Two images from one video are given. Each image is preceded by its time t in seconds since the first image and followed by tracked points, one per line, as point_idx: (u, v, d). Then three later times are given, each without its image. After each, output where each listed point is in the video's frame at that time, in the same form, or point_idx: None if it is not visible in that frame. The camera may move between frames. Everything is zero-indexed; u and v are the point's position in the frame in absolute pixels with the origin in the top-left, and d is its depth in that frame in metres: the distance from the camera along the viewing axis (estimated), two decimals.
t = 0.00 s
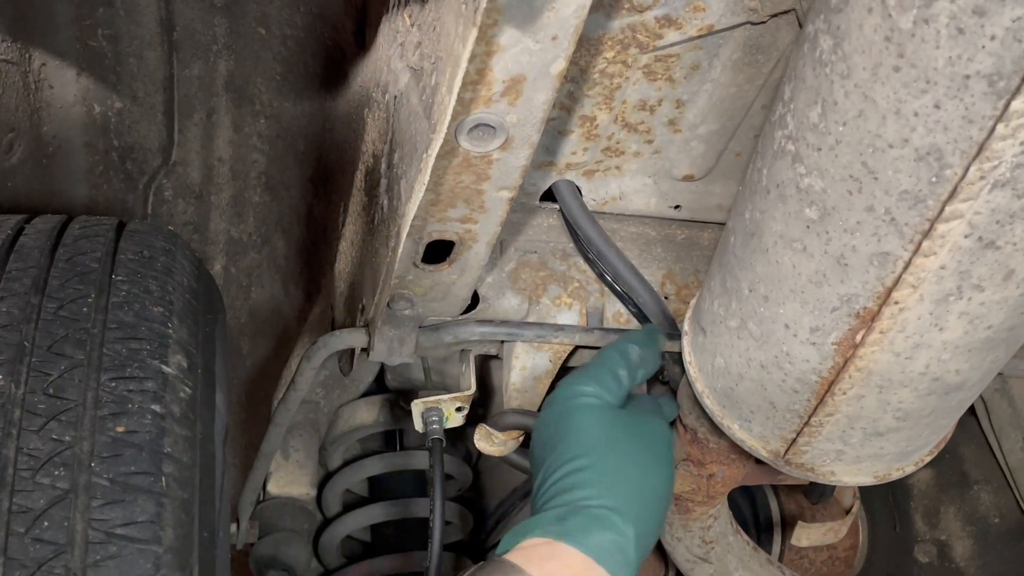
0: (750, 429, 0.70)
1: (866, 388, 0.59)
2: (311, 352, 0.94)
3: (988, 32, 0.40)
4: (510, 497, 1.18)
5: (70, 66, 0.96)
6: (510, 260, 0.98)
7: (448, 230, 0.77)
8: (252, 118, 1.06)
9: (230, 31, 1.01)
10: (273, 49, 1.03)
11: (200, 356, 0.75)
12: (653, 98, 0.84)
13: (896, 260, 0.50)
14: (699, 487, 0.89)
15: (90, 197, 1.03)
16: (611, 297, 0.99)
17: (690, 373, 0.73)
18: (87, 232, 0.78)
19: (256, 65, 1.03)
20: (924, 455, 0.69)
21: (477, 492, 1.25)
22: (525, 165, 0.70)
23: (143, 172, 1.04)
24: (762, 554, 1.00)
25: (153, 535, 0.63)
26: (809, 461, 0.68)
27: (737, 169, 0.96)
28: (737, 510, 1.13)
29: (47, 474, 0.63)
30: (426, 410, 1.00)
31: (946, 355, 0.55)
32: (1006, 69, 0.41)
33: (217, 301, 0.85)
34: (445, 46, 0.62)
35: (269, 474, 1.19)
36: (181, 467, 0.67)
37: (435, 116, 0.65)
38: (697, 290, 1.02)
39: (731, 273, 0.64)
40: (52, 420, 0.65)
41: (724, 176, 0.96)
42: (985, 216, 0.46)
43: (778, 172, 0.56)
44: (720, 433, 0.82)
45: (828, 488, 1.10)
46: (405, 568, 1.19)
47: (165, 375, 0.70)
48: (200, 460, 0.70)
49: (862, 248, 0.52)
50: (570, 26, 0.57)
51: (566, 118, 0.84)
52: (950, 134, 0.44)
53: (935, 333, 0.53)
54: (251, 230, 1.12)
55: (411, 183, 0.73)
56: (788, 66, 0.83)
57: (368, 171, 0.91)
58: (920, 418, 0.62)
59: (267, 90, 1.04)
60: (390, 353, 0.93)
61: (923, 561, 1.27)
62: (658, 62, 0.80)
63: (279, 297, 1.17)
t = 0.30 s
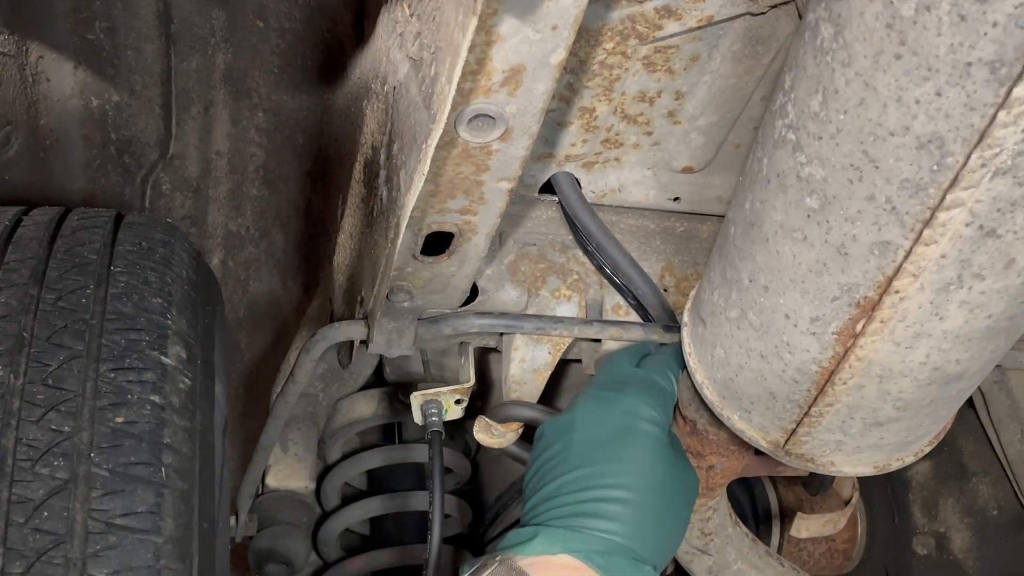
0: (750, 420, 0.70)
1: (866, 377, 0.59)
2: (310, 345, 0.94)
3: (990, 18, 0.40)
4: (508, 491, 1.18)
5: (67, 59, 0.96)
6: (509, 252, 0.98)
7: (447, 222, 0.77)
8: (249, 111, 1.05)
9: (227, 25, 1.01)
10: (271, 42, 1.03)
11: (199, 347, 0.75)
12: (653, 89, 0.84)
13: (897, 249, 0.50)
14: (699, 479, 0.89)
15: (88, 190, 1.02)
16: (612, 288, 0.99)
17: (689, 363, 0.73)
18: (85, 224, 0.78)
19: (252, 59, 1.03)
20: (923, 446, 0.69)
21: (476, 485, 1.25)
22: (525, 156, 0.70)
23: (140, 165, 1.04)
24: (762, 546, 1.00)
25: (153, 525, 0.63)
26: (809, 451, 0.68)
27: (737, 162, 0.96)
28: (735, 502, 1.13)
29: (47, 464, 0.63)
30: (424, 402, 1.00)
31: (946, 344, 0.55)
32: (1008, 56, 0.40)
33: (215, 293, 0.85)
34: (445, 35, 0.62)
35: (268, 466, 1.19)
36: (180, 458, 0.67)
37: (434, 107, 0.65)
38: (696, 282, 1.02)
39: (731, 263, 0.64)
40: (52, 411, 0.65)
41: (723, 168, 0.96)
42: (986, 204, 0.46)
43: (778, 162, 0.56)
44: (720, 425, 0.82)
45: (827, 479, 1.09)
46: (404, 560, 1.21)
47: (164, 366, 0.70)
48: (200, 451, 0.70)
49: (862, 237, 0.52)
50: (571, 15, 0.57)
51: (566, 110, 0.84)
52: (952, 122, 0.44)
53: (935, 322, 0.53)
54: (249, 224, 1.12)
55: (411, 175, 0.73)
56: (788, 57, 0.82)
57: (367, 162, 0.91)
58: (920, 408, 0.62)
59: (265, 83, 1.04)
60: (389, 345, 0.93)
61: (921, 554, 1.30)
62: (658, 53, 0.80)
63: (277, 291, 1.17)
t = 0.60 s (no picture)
0: (753, 413, 0.70)
1: (870, 370, 0.59)
2: (311, 339, 0.94)
3: (998, 9, 0.40)
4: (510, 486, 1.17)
5: (66, 53, 0.95)
6: (511, 246, 0.98)
7: (449, 215, 0.77)
8: (249, 105, 1.06)
9: (226, 19, 1.01)
10: (270, 36, 1.02)
11: (201, 340, 0.75)
12: (654, 82, 0.84)
13: (902, 241, 0.50)
14: (700, 473, 0.88)
15: (87, 185, 1.02)
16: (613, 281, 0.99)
17: (692, 356, 0.73)
18: (86, 217, 0.77)
19: (252, 53, 1.03)
20: (927, 438, 0.69)
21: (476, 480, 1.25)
22: (527, 149, 0.70)
23: (139, 160, 1.03)
24: (762, 539, 1.00)
25: (156, 519, 0.63)
26: (812, 444, 0.68)
27: (739, 155, 0.96)
28: (739, 500, 1.15)
29: (50, 458, 0.63)
30: (426, 396, 1.00)
31: (950, 336, 0.55)
32: (1016, 47, 0.40)
33: (216, 286, 0.84)
34: (447, 27, 0.61)
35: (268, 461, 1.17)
36: (183, 451, 0.67)
37: (437, 99, 0.65)
38: (697, 276, 1.02)
39: (735, 256, 0.64)
40: (54, 404, 0.65)
41: (725, 162, 0.95)
42: (992, 195, 0.46)
43: (782, 154, 0.56)
44: (722, 419, 0.82)
45: (829, 473, 1.10)
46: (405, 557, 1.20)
47: (166, 359, 0.70)
48: (203, 444, 0.70)
49: (867, 230, 0.52)
50: (574, 7, 0.57)
51: (567, 103, 0.84)
52: (958, 113, 0.44)
53: (940, 315, 0.53)
54: (248, 218, 1.12)
55: (413, 168, 0.73)
56: (790, 49, 0.82)
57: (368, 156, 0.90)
58: (923, 400, 0.62)
59: (264, 78, 1.04)
60: (390, 339, 0.93)
61: (920, 547, 1.30)
62: (660, 46, 0.80)
63: (276, 286, 1.18)
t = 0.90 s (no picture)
0: (757, 403, 0.69)
1: (875, 358, 0.59)
2: (314, 330, 0.93)
3: None
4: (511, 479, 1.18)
5: (65, 45, 0.94)
6: (513, 237, 0.98)
7: (452, 205, 0.77)
8: (249, 98, 1.05)
9: (227, 11, 0.99)
10: (271, 29, 1.01)
11: (205, 330, 0.75)
12: (657, 73, 0.83)
13: (908, 229, 0.50)
14: (703, 463, 0.88)
15: (86, 179, 1.01)
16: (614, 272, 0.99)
17: (696, 346, 0.73)
18: (88, 208, 0.77)
19: (253, 45, 1.02)
20: (930, 428, 0.69)
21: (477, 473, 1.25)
22: (531, 138, 0.70)
23: (139, 153, 1.03)
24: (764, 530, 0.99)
25: (161, 508, 0.63)
26: (816, 434, 0.68)
27: (741, 146, 0.96)
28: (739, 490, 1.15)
29: (54, 447, 0.63)
30: (429, 388, 0.99)
31: (956, 324, 0.55)
32: None
33: (219, 277, 0.84)
34: (451, 15, 0.61)
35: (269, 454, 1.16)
36: (187, 441, 0.67)
37: (440, 88, 0.65)
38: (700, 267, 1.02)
39: (739, 245, 0.64)
40: (58, 393, 0.65)
41: (727, 153, 0.95)
42: (999, 181, 0.45)
43: (787, 142, 0.56)
44: (725, 408, 0.82)
45: (832, 464, 1.10)
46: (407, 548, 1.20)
47: (170, 349, 0.70)
48: (207, 434, 0.70)
49: (873, 217, 0.52)
50: None
51: (571, 93, 0.83)
52: (965, 99, 0.44)
53: (946, 303, 0.53)
54: (248, 212, 1.11)
55: (416, 157, 0.72)
56: (794, 39, 0.82)
57: (370, 147, 0.90)
58: (927, 389, 0.62)
59: (264, 70, 1.04)
60: (393, 331, 0.92)
61: (922, 539, 1.31)
62: (662, 36, 0.79)
63: (277, 280, 1.18)
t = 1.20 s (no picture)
0: (765, 393, 0.70)
1: (883, 348, 0.59)
2: (322, 322, 0.94)
3: None
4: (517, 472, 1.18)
5: (70, 40, 0.96)
6: (520, 230, 0.99)
7: (460, 197, 0.77)
8: (253, 93, 1.04)
9: (231, 5, 0.99)
10: (276, 23, 1.01)
11: (215, 321, 0.76)
12: (664, 65, 0.84)
13: (917, 218, 0.51)
14: (709, 455, 0.89)
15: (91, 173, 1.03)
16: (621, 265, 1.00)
17: (704, 338, 0.74)
18: (99, 199, 0.78)
19: (258, 40, 1.02)
20: (937, 418, 0.69)
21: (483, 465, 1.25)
22: (539, 131, 0.70)
23: (143, 147, 1.04)
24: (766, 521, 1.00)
25: (174, 496, 0.63)
26: (823, 424, 0.69)
27: (746, 139, 0.96)
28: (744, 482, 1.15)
29: (69, 436, 0.63)
30: (436, 380, 1.00)
31: (963, 314, 0.55)
32: None
33: (228, 269, 0.85)
34: (461, 8, 0.61)
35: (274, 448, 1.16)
36: (200, 430, 0.67)
37: (450, 80, 0.65)
38: (705, 260, 1.02)
39: (748, 236, 0.64)
40: (72, 383, 0.65)
41: (732, 146, 0.96)
42: (1009, 170, 0.46)
43: (797, 133, 0.56)
44: (731, 400, 0.84)
45: (837, 453, 1.10)
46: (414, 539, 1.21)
47: (182, 339, 0.70)
48: (218, 423, 0.70)
49: (882, 207, 0.52)
50: None
51: (577, 86, 0.84)
52: (976, 88, 0.44)
53: (954, 292, 0.54)
54: (252, 207, 1.11)
55: (425, 149, 0.73)
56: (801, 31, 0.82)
57: (377, 140, 0.90)
58: (935, 378, 0.62)
59: (269, 65, 1.03)
60: (400, 323, 0.92)
61: (925, 530, 1.34)
62: (669, 29, 0.80)
63: (281, 274, 1.17)
